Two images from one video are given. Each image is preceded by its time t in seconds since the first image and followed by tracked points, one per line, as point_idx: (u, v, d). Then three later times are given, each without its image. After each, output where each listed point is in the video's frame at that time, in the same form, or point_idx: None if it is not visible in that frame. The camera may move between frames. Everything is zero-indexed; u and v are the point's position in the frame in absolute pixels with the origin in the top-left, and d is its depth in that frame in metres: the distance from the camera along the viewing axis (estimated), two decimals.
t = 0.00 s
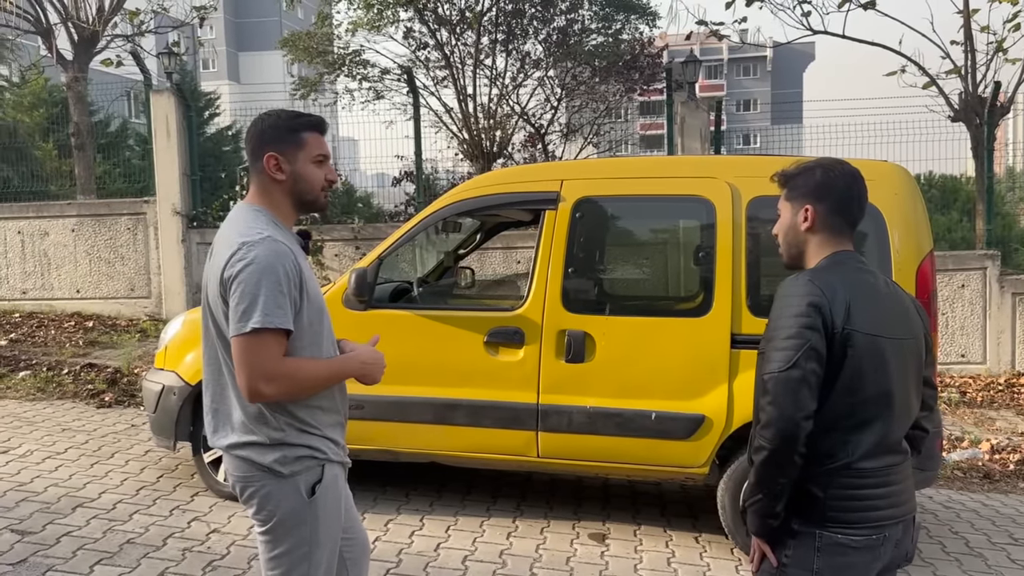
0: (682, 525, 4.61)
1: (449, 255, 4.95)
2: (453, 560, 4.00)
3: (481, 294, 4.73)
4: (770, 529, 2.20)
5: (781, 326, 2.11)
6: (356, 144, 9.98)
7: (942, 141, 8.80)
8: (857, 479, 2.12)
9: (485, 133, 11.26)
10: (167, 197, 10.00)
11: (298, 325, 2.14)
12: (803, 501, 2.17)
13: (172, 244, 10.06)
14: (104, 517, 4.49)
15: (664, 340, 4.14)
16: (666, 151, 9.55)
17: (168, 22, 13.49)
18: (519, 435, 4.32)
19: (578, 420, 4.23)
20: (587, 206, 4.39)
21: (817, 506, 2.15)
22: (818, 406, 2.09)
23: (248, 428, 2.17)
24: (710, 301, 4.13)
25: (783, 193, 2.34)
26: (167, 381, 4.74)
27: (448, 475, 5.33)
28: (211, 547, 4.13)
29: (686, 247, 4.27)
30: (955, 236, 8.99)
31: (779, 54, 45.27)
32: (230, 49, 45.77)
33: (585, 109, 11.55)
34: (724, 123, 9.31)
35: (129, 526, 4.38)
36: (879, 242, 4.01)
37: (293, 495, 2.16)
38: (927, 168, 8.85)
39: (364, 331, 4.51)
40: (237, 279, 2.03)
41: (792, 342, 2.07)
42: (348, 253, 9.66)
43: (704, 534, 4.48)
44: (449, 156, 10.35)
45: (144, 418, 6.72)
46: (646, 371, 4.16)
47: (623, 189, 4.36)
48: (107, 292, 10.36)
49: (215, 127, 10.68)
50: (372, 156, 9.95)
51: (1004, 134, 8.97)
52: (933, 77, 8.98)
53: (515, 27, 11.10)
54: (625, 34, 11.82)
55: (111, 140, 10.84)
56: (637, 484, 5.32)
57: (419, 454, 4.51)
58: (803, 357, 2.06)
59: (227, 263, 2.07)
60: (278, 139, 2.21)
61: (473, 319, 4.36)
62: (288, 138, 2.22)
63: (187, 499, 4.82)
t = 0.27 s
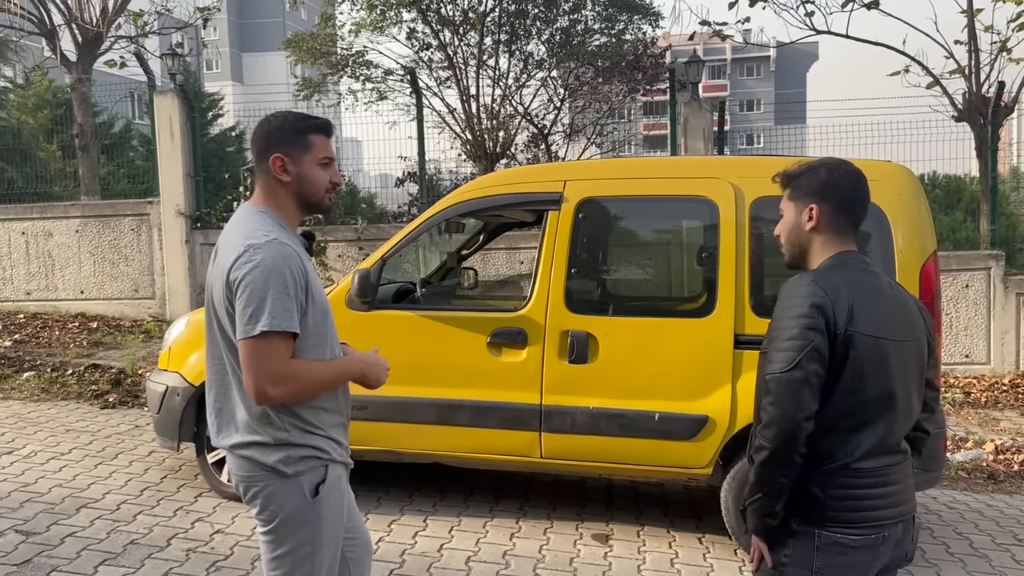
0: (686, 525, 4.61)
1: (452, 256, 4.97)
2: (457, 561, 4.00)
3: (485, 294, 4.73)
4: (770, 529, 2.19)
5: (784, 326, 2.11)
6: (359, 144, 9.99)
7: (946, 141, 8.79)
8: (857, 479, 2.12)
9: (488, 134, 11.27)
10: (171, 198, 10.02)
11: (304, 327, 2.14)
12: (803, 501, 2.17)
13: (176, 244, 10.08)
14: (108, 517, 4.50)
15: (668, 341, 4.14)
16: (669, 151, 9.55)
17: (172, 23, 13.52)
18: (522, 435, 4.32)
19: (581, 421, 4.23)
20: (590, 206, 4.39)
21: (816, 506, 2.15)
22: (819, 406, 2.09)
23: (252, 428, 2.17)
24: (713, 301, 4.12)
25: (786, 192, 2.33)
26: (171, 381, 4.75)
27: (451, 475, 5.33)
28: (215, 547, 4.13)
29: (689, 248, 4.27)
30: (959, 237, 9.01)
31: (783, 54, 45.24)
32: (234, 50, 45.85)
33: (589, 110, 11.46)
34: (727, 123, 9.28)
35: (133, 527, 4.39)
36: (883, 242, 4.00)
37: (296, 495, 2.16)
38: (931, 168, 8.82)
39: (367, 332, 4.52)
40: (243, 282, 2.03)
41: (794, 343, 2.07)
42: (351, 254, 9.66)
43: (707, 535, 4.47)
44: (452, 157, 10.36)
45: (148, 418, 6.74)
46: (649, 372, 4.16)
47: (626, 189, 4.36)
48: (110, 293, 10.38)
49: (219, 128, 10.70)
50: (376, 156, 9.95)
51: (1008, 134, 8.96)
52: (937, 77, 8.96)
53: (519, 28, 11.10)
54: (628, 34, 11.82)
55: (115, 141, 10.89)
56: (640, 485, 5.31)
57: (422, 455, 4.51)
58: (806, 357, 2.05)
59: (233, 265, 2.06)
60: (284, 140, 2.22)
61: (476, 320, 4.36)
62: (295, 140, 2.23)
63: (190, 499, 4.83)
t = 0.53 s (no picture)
0: (689, 525, 4.61)
1: (455, 256, 4.97)
2: (459, 561, 4.00)
3: (488, 294, 4.72)
4: (774, 529, 2.19)
5: (789, 326, 2.10)
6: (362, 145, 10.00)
7: (949, 140, 8.77)
8: (861, 478, 2.12)
9: (491, 134, 11.28)
10: (174, 198, 10.03)
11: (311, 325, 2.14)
12: (808, 501, 2.16)
13: (179, 245, 10.09)
14: (111, 517, 4.51)
15: (671, 340, 4.13)
16: (672, 151, 9.55)
17: (175, 24, 13.54)
18: (525, 435, 4.32)
19: (584, 421, 4.22)
20: (593, 206, 4.39)
21: (820, 506, 2.15)
22: (824, 405, 2.09)
23: (258, 427, 2.17)
24: (716, 301, 4.12)
25: (784, 192, 2.33)
26: (174, 381, 4.76)
27: (454, 475, 5.33)
28: (218, 547, 4.14)
29: (692, 248, 4.27)
30: (963, 237, 8.88)
31: (786, 54, 45.25)
32: (237, 50, 45.93)
33: (591, 110, 11.52)
34: (731, 123, 9.25)
35: (136, 527, 4.39)
36: (886, 241, 4.00)
37: (302, 494, 2.16)
38: (934, 168, 8.74)
39: (370, 332, 4.52)
40: (251, 281, 2.03)
41: (800, 342, 2.07)
42: (354, 254, 9.67)
43: (710, 535, 4.47)
44: (455, 157, 10.36)
45: (151, 418, 6.75)
46: (652, 371, 4.16)
47: (628, 189, 4.36)
48: (114, 293, 10.40)
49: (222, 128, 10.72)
50: (378, 157, 9.96)
51: (1011, 133, 8.94)
52: (940, 76, 8.94)
53: (521, 28, 11.09)
54: (631, 34, 11.82)
55: (119, 141, 10.90)
56: (643, 484, 5.31)
57: (425, 455, 4.52)
58: (811, 357, 2.05)
59: (240, 265, 2.06)
60: (291, 140, 2.23)
61: (479, 320, 4.36)
62: (303, 141, 2.23)
63: (194, 499, 4.83)
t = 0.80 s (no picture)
0: (691, 524, 4.60)
1: (457, 256, 4.95)
2: (462, 560, 4.00)
3: (490, 293, 4.72)
4: (779, 527, 2.19)
5: (790, 324, 2.10)
6: (365, 145, 10.02)
7: (952, 140, 8.76)
8: (865, 476, 2.11)
9: (493, 134, 11.28)
10: (176, 197, 10.04)
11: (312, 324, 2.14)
12: (812, 499, 2.16)
13: (182, 244, 10.11)
14: (114, 516, 4.51)
15: (673, 339, 4.13)
16: (675, 151, 9.56)
17: (177, 23, 13.55)
18: (527, 434, 4.32)
19: (586, 420, 4.22)
20: (595, 205, 4.39)
21: (825, 504, 2.14)
22: (827, 403, 2.09)
23: (259, 426, 2.17)
24: (719, 301, 4.12)
25: (784, 189, 2.31)
26: (177, 380, 4.76)
27: (456, 474, 5.33)
28: (220, 546, 4.14)
29: (694, 247, 4.26)
30: (966, 236, 8.88)
31: (788, 54, 45.23)
32: (239, 50, 45.97)
33: (593, 109, 11.51)
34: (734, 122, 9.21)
35: (139, 526, 4.39)
36: (889, 240, 4.00)
37: (304, 492, 2.16)
38: (938, 167, 8.75)
39: (373, 331, 4.52)
40: (254, 279, 2.02)
41: (801, 339, 2.06)
42: (356, 253, 9.67)
43: (713, 534, 4.47)
44: (458, 157, 10.37)
45: (154, 417, 6.75)
46: (654, 370, 4.16)
47: (631, 188, 4.36)
48: (117, 292, 10.41)
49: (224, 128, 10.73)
50: (381, 156, 9.96)
51: (1014, 133, 8.93)
52: (943, 75, 8.92)
53: (524, 27, 11.09)
54: (634, 33, 11.81)
55: (121, 141, 10.85)
56: (645, 484, 5.31)
57: (428, 454, 4.52)
58: (813, 354, 2.05)
59: (242, 262, 2.06)
60: (311, 143, 2.24)
61: (481, 318, 4.36)
62: (321, 146, 2.25)
63: (196, 498, 4.84)
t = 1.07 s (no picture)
0: (692, 524, 4.60)
1: (459, 255, 4.93)
2: (463, 559, 4.01)
3: (491, 293, 4.71)
4: (779, 527, 2.18)
5: (791, 324, 2.10)
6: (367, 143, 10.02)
7: (954, 138, 8.74)
8: (866, 476, 2.11)
9: (495, 132, 11.28)
10: (178, 196, 10.04)
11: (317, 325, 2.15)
12: (813, 499, 2.16)
13: (184, 243, 10.11)
14: (115, 514, 4.52)
15: (675, 338, 4.13)
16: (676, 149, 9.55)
17: (179, 22, 13.54)
18: (528, 433, 4.32)
19: (587, 419, 4.22)
20: (597, 204, 4.39)
21: (825, 504, 2.14)
22: (827, 404, 2.09)
23: (259, 425, 2.17)
24: (720, 300, 4.11)
25: (788, 184, 2.30)
26: (178, 379, 4.76)
27: (458, 473, 5.33)
28: (222, 545, 4.14)
29: (696, 246, 4.26)
30: (968, 235, 8.89)
31: (790, 52, 45.17)
32: (241, 49, 45.97)
33: (595, 108, 11.53)
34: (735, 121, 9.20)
35: (141, 524, 4.40)
36: (891, 240, 4.00)
37: (304, 491, 2.16)
38: (940, 166, 8.73)
39: (374, 330, 4.52)
40: (263, 277, 2.02)
41: (802, 340, 2.06)
42: (358, 252, 9.67)
43: (714, 533, 4.47)
44: (459, 156, 10.37)
45: (156, 416, 6.76)
46: (655, 370, 4.15)
47: (632, 187, 4.36)
48: (118, 291, 10.42)
49: (226, 127, 10.73)
50: (382, 155, 9.96)
51: (1016, 132, 8.92)
52: (946, 74, 8.91)
53: (525, 26, 11.08)
54: (636, 32, 11.78)
55: (122, 140, 10.86)
56: (646, 483, 5.31)
57: (429, 453, 4.52)
58: (814, 354, 2.05)
59: (251, 260, 2.05)
60: (334, 149, 2.27)
61: (483, 318, 4.36)
62: (338, 152, 2.29)
63: (197, 497, 4.84)
